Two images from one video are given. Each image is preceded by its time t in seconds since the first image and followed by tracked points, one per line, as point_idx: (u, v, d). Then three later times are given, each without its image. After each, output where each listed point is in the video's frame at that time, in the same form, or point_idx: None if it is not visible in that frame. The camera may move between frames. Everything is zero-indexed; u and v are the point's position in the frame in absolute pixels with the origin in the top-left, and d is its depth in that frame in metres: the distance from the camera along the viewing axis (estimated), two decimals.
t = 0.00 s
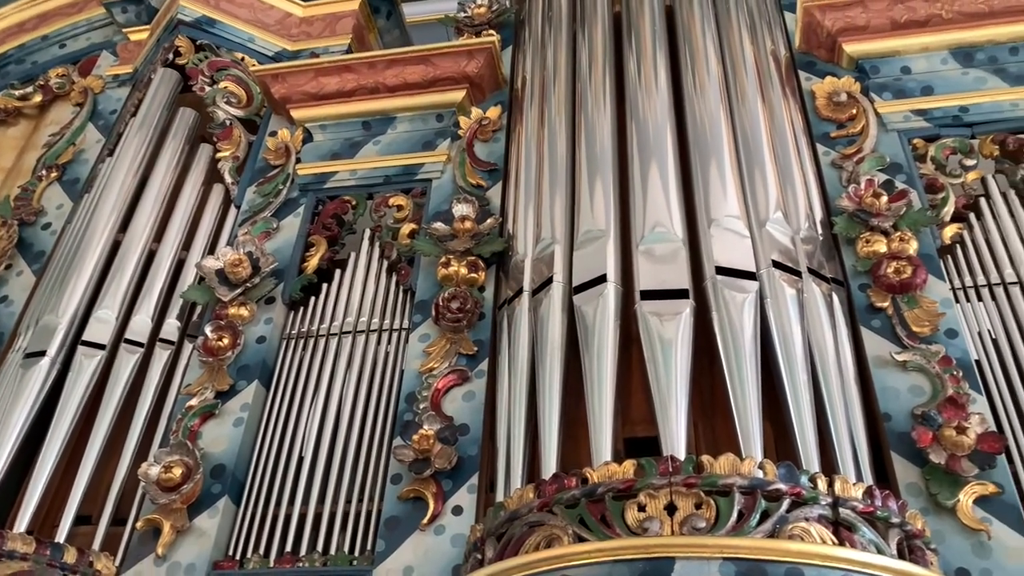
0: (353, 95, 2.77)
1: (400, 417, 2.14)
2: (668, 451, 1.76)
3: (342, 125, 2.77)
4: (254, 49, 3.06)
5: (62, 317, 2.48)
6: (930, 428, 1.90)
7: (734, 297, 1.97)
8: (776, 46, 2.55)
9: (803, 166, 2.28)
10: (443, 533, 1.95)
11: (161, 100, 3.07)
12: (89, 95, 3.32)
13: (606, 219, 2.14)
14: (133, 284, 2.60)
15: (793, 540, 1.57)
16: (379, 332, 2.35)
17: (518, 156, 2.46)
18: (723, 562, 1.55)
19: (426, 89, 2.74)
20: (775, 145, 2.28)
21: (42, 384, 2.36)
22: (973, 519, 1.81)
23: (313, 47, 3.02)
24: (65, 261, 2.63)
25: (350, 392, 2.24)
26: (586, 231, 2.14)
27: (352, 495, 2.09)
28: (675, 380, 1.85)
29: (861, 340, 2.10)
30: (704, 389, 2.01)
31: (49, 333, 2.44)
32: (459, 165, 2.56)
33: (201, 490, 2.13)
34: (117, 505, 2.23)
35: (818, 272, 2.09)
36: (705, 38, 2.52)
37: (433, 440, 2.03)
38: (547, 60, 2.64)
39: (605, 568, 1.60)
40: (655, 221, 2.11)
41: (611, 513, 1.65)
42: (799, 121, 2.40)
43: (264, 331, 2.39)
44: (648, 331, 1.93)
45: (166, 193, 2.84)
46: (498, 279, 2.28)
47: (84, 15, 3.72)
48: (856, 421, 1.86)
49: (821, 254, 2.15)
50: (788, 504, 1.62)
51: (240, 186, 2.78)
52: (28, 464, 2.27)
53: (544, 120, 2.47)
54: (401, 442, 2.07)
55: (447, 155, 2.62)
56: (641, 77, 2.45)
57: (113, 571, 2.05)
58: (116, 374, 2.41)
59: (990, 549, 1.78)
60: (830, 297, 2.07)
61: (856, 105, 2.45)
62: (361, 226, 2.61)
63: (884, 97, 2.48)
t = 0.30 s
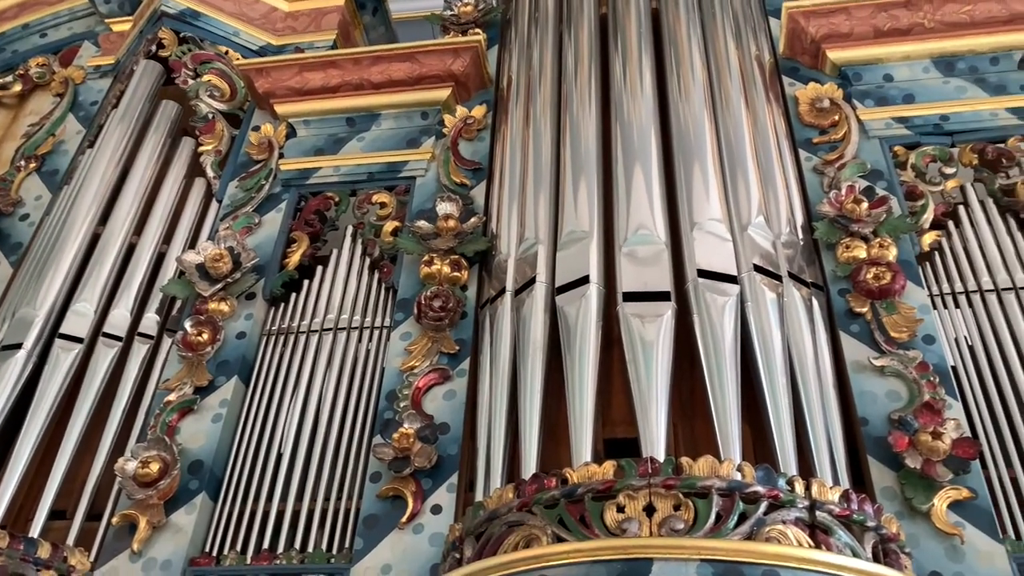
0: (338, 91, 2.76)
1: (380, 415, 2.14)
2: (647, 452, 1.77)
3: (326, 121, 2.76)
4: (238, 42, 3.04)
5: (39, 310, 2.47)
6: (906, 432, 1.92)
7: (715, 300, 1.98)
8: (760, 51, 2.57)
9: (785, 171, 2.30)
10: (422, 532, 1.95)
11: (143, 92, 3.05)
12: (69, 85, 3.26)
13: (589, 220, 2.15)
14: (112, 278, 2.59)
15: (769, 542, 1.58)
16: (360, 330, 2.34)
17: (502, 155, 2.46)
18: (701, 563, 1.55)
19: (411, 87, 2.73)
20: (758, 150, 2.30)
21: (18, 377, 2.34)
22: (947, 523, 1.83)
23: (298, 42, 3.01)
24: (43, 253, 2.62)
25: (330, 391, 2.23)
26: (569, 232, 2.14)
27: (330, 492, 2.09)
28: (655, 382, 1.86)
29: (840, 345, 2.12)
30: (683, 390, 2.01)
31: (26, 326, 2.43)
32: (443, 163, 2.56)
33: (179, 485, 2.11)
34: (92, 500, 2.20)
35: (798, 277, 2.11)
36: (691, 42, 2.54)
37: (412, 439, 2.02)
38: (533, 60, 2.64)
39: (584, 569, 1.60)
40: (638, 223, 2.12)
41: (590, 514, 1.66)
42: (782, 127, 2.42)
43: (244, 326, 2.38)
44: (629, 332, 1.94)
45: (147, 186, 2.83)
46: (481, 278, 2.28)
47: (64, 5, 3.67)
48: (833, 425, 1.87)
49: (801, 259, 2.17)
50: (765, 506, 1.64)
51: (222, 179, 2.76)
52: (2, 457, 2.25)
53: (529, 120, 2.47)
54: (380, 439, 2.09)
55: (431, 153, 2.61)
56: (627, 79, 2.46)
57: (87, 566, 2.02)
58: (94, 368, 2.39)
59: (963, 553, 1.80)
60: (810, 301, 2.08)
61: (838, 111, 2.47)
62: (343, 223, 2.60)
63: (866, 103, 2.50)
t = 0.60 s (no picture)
0: (322, 86, 2.74)
1: (360, 413, 2.13)
2: (626, 452, 1.78)
3: (309, 116, 2.74)
4: (222, 36, 3.02)
5: (16, 302, 2.45)
6: (882, 437, 1.94)
7: (696, 303, 1.99)
8: (744, 56, 2.58)
9: (766, 176, 2.31)
10: (400, 531, 1.95)
11: (125, 82, 3.05)
12: (49, 75, 3.17)
13: (572, 221, 2.15)
14: (90, 272, 2.57)
15: (746, 545, 1.59)
16: (341, 327, 2.33)
17: (486, 154, 2.46)
18: (678, 565, 1.56)
19: (396, 83, 2.72)
20: (741, 154, 2.31)
21: None
22: (921, 528, 1.85)
23: (282, 37, 2.99)
24: (20, 244, 2.59)
25: (309, 389, 2.22)
26: (552, 233, 2.15)
27: (308, 490, 2.08)
28: (636, 384, 1.87)
29: (818, 351, 2.14)
30: (662, 392, 2.02)
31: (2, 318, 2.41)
32: (427, 161, 2.56)
33: (155, 481, 2.10)
34: (67, 494, 2.19)
35: (778, 281, 2.12)
36: (676, 46, 2.55)
37: (391, 438, 2.02)
38: (519, 59, 2.65)
39: (562, 569, 1.60)
40: (621, 225, 2.12)
41: (568, 514, 1.66)
42: (765, 132, 2.43)
43: (223, 322, 2.37)
44: (611, 334, 1.95)
45: (127, 179, 2.82)
46: (464, 278, 2.28)
47: None
48: (810, 430, 1.89)
49: (782, 263, 2.18)
50: (742, 508, 1.65)
51: (203, 174, 2.73)
52: None
53: (514, 119, 2.47)
54: (359, 438, 2.08)
55: (415, 151, 2.61)
56: (612, 81, 2.47)
57: (60, 561, 2.02)
58: (70, 362, 2.37)
59: (936, 556, 1.82)
60: (789, 305, 2.09)
61: (820, 118, 2.49)
62: (325, 219, 2.59)
63: (847, 110, 2.52)
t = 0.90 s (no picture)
0: (306, 82, 2.73)
1: (339, 410, 2.13)
2: (605, 453, 1.78)
3: (293, 111, 2.73)
4: (205, 28, 3.00)
5: None
6: (858, 441, 1.95)
7: (677, 306, 2.00)
8: (729, 60, 2.59)
9: (748, 181, 2.32)
10: (378, 529, 1.94)
11: (105, 73, 3.02)
12: (29, 65, 3.11)
13: (555, 222, 2.16)
14: (67, 264, 2.57)
15: (723, 547, 1.60)
16: (321, 323, 2.33)
17: (470, 153, 2.46)
18: (655, 566, 1.57)
19: (381, 80, 2.71)
20: (723, 157, 2.32)
21: None
22: (895, 531, 1.87)
23: (266, 31, 2.97)
24: None
25: (288, 386, 2.21)
26: (535, 233, 2.15)
27: (286, 486, 2.07)
28: (616, 385, 1.87)
29: (797, 354, 2.15)
30: (642, 393, 2.03)
31: None
32: (410, 159, 2.55)
33: (131, 476, 2.08)
34: (41, 488, 2.17)
35: (758, 285, 2.13)
36: (661, 49, 2.55)
37: (371, 435, 2.02)
38: (504, 59, 2.65)
39: (539, 569, 1.60)
40: (603, 227, 2.13)
41: (547, 514, 1.67)
42: (747, 137, 2.44)
43: (203, 317, 2.35)
44: (592, 335, 1.95)
45: (107, 172, 2.81)
46: (446, 276, 2.28)
47: None
48: (788, 434, 1.90)
49: (762, 267, 2.19)
50: (719, 510, 1.66)
51: (185, 167, 2.72)
52: None
53: (499, 119, 2.47)
54: (338, 435, 2.08)
55: (399, 148, 2.60)
56: (597, 82, 2.47)
57: (33, 556, 2.01)
58: (46, 354, 2.36)
59: (909, 560, 1.84)
60: (769, 309, 2.10)
61: (802, 124, 2.51)
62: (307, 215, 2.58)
63: (829, 116, 2.54)
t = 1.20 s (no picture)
0: (290, 77, 2.72)
1: (319, 407, 2.12)
2: (585, 454, 1.79)
3: (277, 106, 2.72)
4: (189, 21, 2.98)
5: None
6: (834, 445, 1.98)
7: (658, 308, 2.01)
8: (713, 64, 2.61)
9: (730, 185, 2.33)
10: (356, 527, 1.94)
11: (88, 64, 3.02)
12: (8, 53, 3.07)
13: (539, 222, 2.16)
14: (45, 256, 2.55)
15: (700, 548, 1.61)
16: (301, 320, 2.32)
17: (455, 152, 2.46)
18: (632, 567, 1.57)
19: (365, 77, 2.70)
20: (706, 161, 2.33)
21: None
22: (869, 535, 1.89)
23: (251, 25, 2.95)
24: None
25: (267, 382, 2.20)
26: (518, 233, 2.15)
27: (264, 483, 2.07)
28: (597, 387, 1.88)
29: (775, 357, 2.17)
30: (622, 395, 2.03)
31: None
32: (393, 156, 2.54)
33: (107, 471, 2.06)
34: (14, 483, 2.14)
35: (739, 288, 2.14)
36: (647, 52, 2.57)
37: (350, 433, 2.01)
38: (490, 58, 2.65)
39: (517, 568, 1.61)
40: (586, 228, 2.13)
41: (526, 514, 1.67)
42: (730, 141, 2.45)
43: (182, 311, 2.34)
44: (573, 335, 1.95)
45: (87, 163, 2.80)
46: (428, 275, 2.28)
47: None
48: (765, 436, 1.91)
49: (743, 271, 2.19)
50: (697, 512, 1.67)
51: (166, 160, 2.70)
52: None
53: (484, 118, 2.47)
54: (317, 432, 2.07)
55: (383, 145, 2.59)
56: (582, 83, 2.48)
57: (5, 551, 1.99)
58: (22, 346, 2.34)
59: (883, 564, 1.86)
60: (748, 313, 2.11)
61: (785, 129, 2.52)
62: (289, 210, 2.56)
63: (811, 122, 2.56)
